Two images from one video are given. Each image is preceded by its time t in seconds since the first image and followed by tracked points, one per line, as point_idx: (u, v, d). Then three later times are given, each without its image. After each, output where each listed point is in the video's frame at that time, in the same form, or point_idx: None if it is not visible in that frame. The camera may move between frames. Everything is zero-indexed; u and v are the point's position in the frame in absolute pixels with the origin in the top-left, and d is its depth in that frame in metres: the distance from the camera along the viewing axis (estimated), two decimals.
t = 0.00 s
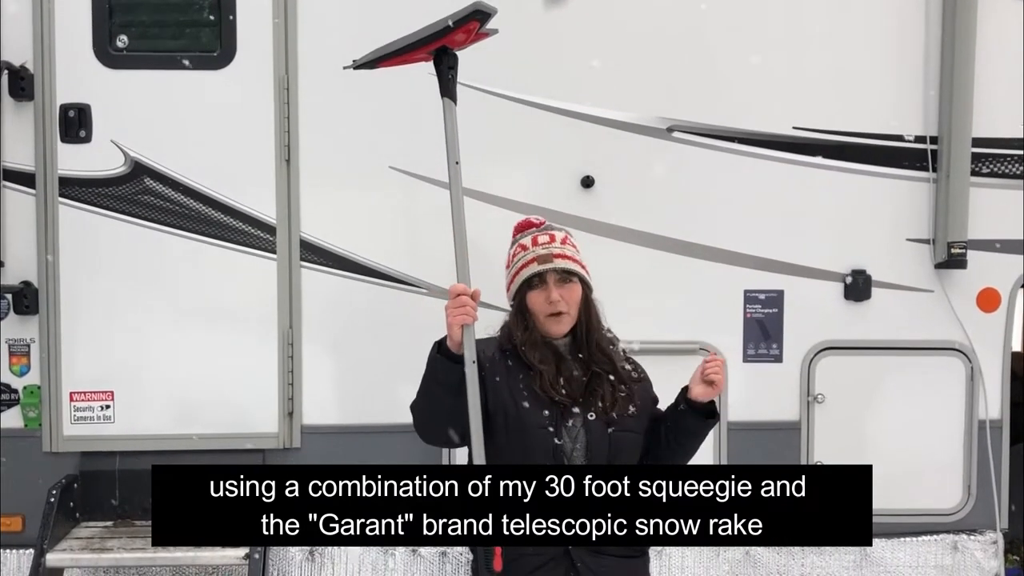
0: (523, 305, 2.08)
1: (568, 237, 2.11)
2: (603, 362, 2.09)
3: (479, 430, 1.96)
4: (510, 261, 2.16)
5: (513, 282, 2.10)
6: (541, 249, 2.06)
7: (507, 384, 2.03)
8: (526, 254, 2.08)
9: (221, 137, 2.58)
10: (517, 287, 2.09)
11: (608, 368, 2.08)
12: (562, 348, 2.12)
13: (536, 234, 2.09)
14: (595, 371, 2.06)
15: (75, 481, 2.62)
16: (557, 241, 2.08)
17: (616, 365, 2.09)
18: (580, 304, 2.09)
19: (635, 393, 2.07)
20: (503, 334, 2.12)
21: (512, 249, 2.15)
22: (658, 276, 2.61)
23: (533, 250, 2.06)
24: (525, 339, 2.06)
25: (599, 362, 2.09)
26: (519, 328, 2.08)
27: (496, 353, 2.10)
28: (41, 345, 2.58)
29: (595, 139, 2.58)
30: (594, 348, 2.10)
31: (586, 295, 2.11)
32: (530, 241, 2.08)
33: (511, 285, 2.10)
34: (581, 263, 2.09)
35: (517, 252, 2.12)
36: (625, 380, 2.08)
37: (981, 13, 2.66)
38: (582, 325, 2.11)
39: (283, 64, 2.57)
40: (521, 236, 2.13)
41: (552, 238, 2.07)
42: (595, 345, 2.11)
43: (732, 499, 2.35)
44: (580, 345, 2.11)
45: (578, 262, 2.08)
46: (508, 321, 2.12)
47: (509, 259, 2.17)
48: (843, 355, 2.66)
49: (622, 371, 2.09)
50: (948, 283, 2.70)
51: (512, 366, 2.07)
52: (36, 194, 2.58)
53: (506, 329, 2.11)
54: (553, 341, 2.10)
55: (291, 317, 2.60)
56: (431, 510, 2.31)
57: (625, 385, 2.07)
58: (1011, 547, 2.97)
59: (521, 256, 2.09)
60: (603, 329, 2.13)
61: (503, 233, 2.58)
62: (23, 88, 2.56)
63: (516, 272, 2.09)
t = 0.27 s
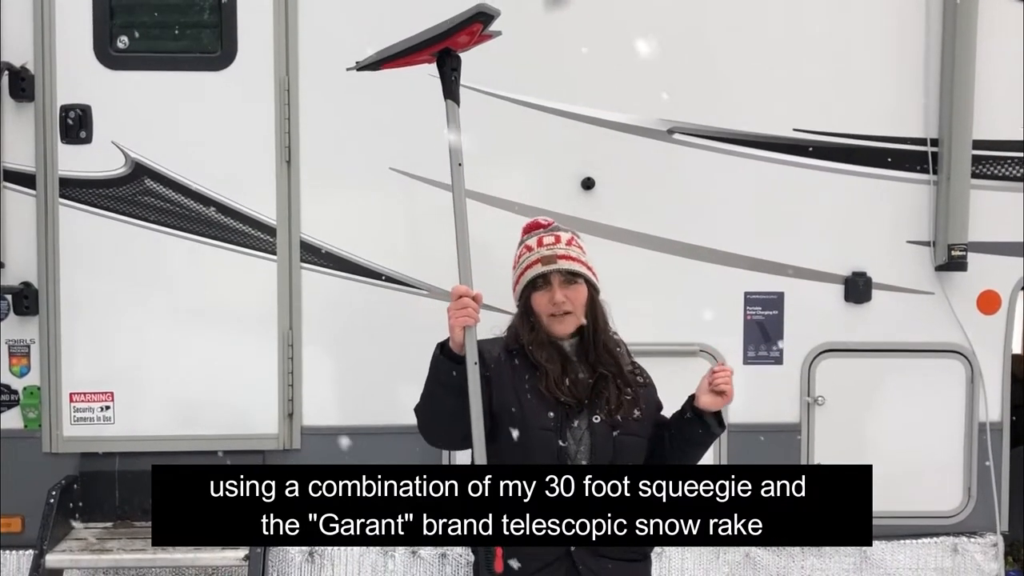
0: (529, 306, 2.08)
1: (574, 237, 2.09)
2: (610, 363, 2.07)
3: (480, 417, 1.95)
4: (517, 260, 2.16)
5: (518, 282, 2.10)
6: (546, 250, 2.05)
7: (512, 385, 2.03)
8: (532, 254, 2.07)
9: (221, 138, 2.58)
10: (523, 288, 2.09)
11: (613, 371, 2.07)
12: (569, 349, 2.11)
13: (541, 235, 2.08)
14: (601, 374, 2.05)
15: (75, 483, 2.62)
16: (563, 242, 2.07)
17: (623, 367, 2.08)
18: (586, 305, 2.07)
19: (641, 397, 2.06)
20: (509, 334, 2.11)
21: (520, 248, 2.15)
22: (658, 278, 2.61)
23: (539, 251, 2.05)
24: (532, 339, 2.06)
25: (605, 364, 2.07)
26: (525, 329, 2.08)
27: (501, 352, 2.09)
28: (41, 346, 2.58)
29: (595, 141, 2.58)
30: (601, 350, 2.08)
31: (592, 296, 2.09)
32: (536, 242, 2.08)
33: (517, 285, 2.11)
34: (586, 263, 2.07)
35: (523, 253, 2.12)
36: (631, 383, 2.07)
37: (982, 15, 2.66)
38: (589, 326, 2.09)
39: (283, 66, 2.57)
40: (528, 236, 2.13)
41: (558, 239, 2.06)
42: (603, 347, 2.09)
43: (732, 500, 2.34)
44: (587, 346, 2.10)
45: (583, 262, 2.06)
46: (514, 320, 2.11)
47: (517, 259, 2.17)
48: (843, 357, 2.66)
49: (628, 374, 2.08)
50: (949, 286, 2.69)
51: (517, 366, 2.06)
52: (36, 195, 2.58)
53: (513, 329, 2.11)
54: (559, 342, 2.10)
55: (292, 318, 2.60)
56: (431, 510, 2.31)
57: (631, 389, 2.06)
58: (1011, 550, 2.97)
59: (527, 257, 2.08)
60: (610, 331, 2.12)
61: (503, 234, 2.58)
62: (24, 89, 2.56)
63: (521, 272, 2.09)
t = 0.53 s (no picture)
0: (527, 309, 2.09)
1: (572, 239, 2.10)
2: (610, 367, 2.07)
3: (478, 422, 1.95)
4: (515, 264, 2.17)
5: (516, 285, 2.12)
6: (543, 252, 2.06)
7: (511, 389, 2.03)
8: (530, 257, 2.08)
9: (221, 139, 2.58)
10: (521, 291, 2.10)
11: (614, 375, 2.06)
12: (568, 352, 2.11)
13: (539, 238, 2.09)
14: (601, 378, 2.05)
15: (75, 483, 2.62)
16: (561, 244, 2.07)
17: (623, 371, 2.08)
18: (584, 308, 2.09)
19: (642, 401, 2.06)
20: (508, 337, 2.11)
21: (519, 250, 2.15)
22: (658, 279, 2.61)
23: (536, 254, 2.07)
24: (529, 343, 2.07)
25: (605, 368, 2.07)
26: (524, 332, 2.09)
27: (501, 356, 2.08)
28: (41, 347, 2.58)
29: (596, 142, 2.58)
30: (599, 353, 2.09)
31: (590, 298, 2.10)
32: (533, 245, 2.09)
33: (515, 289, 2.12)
34: (584, 265, 2.08)
35: (522, 255, 2.13)
36: (631, 387, 2.06)
37: (982, 17, 2.66)
38: (587, 329, 2.10)
39: (284, 66, 2.57)
40: (526, 238, 2.13)
41: (556, 241, 2.07)
42: (600, 350, 2.10)
43: (732, 500, 2.33)
44: (586, 350, 2.10)
45: (581, 264, 2.07)
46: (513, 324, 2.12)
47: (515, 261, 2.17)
48: (842, 359, 2.66)
49: (628, 378, 2.08)
50: (949, 287, 2.69)
51: (517, 369, 2.06)
52: (36, 195, 2.58)
53: (511, 332, 2.10)
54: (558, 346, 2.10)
55: (292, 320, 2.60)
56: (431, 510, 2.31)
57: (632, 393, 2.06)
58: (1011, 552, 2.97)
59: (524, 260, 2.10)
60: (609, 334, 2.12)
61: (503, 235, 2.58)
62: (24, 90, 2.56)
63: (519, 275, 2.10)
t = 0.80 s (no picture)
0: (521, 312, 2.09)
1: (566, 240, 2.09)
2: (601, 368, 2.06)
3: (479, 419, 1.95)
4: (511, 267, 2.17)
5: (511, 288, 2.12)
6: (536, 255, 2.06)
7: (506, 391, 2.04)
8: (523, 260, 2.09)
9: (221, 139, 2.58)
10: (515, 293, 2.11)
11: (607, 375, 2.05)
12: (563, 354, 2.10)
13: (532, 240, 2.09)
14: (593, 378, 2.05)
15: (74, 484, 2.61)
16: (554, 247, 2.07)
17: (615, 371, 2.06)
18: (578, 310, 2.08)
19: (636, 399, 2.03)
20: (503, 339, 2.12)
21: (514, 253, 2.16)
22: (658, 279, 2.61)
23: (529, 257, 2.07)
24: (522, 346, 2.07)
25: (597, 368, 2.06)
26: (517, 335, 2.08)
27: (497, 357, 2.10)
28: (40, 347, 2.58)
29: (595, 142, 2.58)
30: (592, 354, 2.08)
31: (585, 300, 2.09)
32: (527, 247, 2.09)
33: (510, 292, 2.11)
34: (578, 267, 2.08)
35: (516, 258, 2.13)
36: (623, 386, 2.04)
37: (982, 17, 2.66)
38: (581, 331, 2.08)
39: (283, 66, 2.57)
40: (520, 241, 2.14)
41: (549, 244, 2.07)
42: (593, 350, 2.08)
43: (732, 500, 2.33)
44: (579, 350, 2.09)
45: (575, 266, 2.07)
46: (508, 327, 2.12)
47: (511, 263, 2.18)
48: (842, 358, 2.66)
49: (621, 377, 2.06)
50: (949, 287, 2.69)
51: (512, 371, 2.07)
52: (36, 196, 2.58)
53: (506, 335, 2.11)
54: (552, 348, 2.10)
55: (291, 320, 2.60)
56: (431, 510, 2.32)
57: (625, 393, 2.03)
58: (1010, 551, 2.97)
59: (519, 262, 2.10)
60: (602, 335, 2.11)
61: (503, 235, 2.57)
62: (23, 90, 2.56)
63: (514, 278, 2.10)
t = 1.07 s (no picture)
0: (533, 300, 2.08)
1: (581, 234, 2.12)
2: (605, 365, 2.04)
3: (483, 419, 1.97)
4: (523, 259, 2.17)
5: (524, 278, 2.12)
6: (552, 243, 2.06)
7: (512, 389, 2.04)
8: (538, 248, 2.09)
9: (222, 138, 2.58)
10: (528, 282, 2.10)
11: (610, 372, 2.03)
12: (570, 349, 2.10)
13: (548, 230, 2.10)
14: (596, 375, 2.03)
15: (75, 483, 2.62)
16: (570, 237, 2.08)
17: (618, 368, 2.04)
18: (589, 301, 2.08)
19: (637, 397, 2.02)
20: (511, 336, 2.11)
21: (527, 245, 2.16)
22: (658, 278, 2.61)
23: (544, 244, 2.07)
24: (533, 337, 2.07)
25: (601, 365, 2.04)
26: (528, 324, 2.07)
27: (503, 354, 2.10)
28: (41, 347, 2.58)
29: (596, 141, 2.58)
30: (599, 349, 2.06)
31: (596, 292, 2.09)
32: (542, 237, 2.09)
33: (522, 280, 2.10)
34: (591, 258, 2.09)
35: (530, 247, 2.13)
36: (624, 383, 2.03)
37: (983, 16, 2.66)
38: (591, 323, 2.08)
39: (284, 66, 2.57)
40: (534, 234, 2.15)
41: (565, 233, 2.08)
42: (597, 344, 2.07)
43: (732, 499, 2.33)
44: (587, 344, 2.08)
45: (589, 257, 2.08)
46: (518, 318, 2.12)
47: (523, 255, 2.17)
48: (844, 358, 2.66)
49: (623, 375, 2.04)
50: (950, 287, 2.69)
51: (518, 368, 2.07)
52: (37, 195, 2.58)
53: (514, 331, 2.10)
54: (562, 339, 2.10)
55: (293, 319, 2.60)
56: (431, 510, 2.32)
57: (625, 391, 2.02)
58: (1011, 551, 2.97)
59: (533, 251, 2.10)
60: (609, 328, 2.09)
61: (503, 235, 2.57)
62: (24, 90, 2.56)
63: (527, 266, 2.11)
